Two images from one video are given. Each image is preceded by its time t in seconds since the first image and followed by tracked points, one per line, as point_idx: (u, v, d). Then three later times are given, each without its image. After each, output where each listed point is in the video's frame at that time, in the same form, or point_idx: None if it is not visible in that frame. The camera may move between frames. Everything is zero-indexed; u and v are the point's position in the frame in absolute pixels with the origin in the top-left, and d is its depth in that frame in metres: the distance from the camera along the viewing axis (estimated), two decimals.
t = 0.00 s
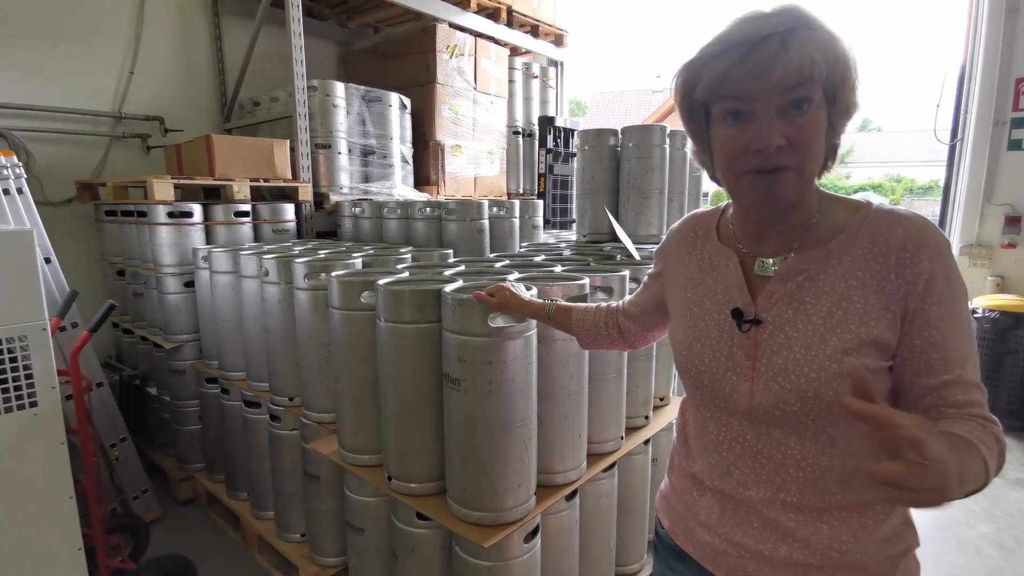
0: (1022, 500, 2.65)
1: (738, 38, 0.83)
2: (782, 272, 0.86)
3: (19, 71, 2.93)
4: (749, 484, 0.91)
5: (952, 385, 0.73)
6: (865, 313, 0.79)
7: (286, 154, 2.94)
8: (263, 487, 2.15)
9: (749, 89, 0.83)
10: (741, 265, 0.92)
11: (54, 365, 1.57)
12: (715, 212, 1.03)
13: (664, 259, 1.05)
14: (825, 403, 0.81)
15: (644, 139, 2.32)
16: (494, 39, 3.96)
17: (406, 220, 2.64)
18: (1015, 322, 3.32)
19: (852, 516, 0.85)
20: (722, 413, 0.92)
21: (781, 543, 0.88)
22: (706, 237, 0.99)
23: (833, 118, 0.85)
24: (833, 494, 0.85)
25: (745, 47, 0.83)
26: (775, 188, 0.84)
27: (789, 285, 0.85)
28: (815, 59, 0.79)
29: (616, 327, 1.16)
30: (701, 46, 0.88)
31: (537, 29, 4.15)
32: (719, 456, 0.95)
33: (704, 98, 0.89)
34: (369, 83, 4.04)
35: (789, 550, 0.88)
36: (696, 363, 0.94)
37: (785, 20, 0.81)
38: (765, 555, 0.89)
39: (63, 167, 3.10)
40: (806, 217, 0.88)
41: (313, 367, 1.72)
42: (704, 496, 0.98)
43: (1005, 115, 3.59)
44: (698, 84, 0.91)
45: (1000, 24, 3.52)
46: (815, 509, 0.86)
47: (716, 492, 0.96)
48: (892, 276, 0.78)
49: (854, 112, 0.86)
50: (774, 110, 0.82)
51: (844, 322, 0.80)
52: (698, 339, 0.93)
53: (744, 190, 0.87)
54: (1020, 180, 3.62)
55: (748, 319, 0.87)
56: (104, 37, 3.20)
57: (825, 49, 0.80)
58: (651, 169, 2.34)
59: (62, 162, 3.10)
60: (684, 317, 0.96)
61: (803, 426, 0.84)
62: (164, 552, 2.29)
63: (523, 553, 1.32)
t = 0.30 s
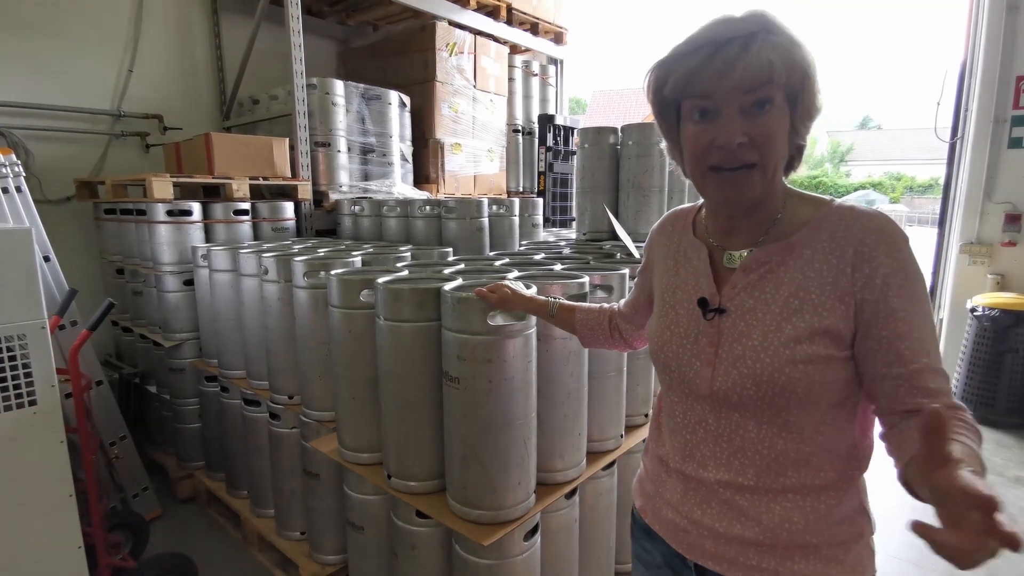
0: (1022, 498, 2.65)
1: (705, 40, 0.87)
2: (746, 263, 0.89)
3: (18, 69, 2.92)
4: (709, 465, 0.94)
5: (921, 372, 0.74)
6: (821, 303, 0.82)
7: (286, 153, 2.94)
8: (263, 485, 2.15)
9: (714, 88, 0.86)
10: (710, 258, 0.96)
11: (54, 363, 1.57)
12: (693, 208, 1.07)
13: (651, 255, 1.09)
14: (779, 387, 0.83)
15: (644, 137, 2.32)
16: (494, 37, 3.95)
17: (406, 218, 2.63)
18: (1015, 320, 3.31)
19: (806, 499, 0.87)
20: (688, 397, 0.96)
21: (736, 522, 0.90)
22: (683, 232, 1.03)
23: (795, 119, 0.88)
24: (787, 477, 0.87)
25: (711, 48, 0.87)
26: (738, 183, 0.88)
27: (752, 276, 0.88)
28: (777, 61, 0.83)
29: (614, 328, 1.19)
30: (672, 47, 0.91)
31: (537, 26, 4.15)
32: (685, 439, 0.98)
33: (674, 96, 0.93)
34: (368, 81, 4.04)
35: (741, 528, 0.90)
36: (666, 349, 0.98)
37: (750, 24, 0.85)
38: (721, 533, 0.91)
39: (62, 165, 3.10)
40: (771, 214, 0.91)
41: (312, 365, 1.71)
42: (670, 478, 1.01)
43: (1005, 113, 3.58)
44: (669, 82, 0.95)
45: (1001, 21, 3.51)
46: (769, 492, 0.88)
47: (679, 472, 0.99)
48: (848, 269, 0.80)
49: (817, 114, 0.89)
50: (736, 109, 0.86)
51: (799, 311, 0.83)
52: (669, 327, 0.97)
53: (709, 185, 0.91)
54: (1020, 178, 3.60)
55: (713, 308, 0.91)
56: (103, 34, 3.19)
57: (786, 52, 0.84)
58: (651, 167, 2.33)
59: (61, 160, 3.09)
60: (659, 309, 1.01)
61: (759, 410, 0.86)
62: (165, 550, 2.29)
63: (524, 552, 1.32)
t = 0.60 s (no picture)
0: (1022, 497, 2.65)
1: (685, 56, 0.88)
2: (730, 272, 0.89)
3: (16, 68, 2.91)
4: (690, 461, 0.93)
5: (888, 379, 0.76)
6: (800, 312, 0.82)
7: (285, 152, 2.94)
8: (262, 485, 2.15)
9: (695, 100, 0.87)
10: (696, 266, 0.97)
11: (52, 363, 1.56)
12: (681, 217, 1.07)
13: (641, 262, 1.09)
14: (759, 391, 0.83)
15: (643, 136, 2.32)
16: (494, 36, 3.95)
17: (406, 217, 2.63)
18: (1014, 320, 3.30)
19: (777, 495, 0.86)
20: (670, 398, 0.96)
21: (708, 514, 0.90)
22: (670, 241, 1.04)
23: (775, 132, 0.89)
24: (763, 476, 0.86)
25: (692, 64, 0.87)
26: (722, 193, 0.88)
27: (736, 283, 0.88)
28: (755, 76, 0.83)
29: (610, 335, 1.19)
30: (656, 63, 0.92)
31: (537, 25, 4.14)
32: (667, 439, 0.97)
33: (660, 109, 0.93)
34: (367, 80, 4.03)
35: (714, 521, 0.90)
36: (651, 352, 0.98)
37: (730, 41, 0.85)
38: (696, 527, 0.91)
39: (61, 164, 3.09)
40: (755, 224, 0.91)
41: (311, 365, 1.71)
42: (650, 472, 1.01)
43: (1004, 112, 3.57)
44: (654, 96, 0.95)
45: (1000, 20, 3.50)
46: (743, 490, 0.88)
47: (659, 465, 0.99)
48: (827, 281, 0.81)
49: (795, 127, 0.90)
50: (718, 121, 0.86)
51: (780, 319, 0.83)
52: (655, 332, 0.97)
53: (696, 193, 0.91)
54: (1020, 177, 3.59)
55: (698, 313, 0.91)
56: (102, 33, 3.19)
57: (764, 68, 0.84)
58: (651, 166, 2.33)
59: (60, 159, 3.09)
60: (646, 314, 1.01)
61: (739, 413, 0.86)
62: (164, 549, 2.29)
63: (524, 551, 1.32)
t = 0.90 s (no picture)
0: (1020, 497, 2.66)
1: (688, 50, 0.88)
2: (720, 270, 0.89)
3: (12, 68, 2.90)
4: (676, 456, 0.93)
5: (867, 380, 0.77)
6: (787, 312, 0.82)
7: (283, 152, 2.93)
8: (260, 485, 2.15)
9: (696, 94, 0.87)
10: (686, 263, 0.97)
11: (49, 364, 1.56)
12: (672, 213, 1.08)
13: (631, 259, 1.09)
14: (746, 388, 0.83)
15: (642, 137, 2.32)
16: (493, 36, 3.93)
17: (404, 218, 2.62)
18: (1011, 320, 3.31)
19: (761, 490, 0.86)
20: (659, 393, 0.95)
21: (695, 509, 0.90)
22: (661, 238, 1.04)
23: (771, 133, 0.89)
24: (748, 471, 0.86)
25: (695, 57, 0.88)
26: (716, 188, 0.88)
27: (725, 282, 0.88)
28: (756, 74, 0.84)
29: (607, 334, 1.18)
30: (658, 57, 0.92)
31: (535, 26, 4.14)
32: (654, 433, 0.97)
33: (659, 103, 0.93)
34: (366, 81, 4.03)
35: (701, 515, 0.90)
36: (640, 347, 0.97)
37: (732, 39, 0.86)
38: (682, 521, 0.91)
39: (57, 164, 3.08)
40: (744, 224, 0.92)
41: (308, 366, 1.71)
42: (639, 467, 1.01)
43: (1002, 112, 3.58)
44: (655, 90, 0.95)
45: (997, 21, 3.51)
46: (728, 484, 0.88)
47: (647, 459, 0.98)
48: (814, 283, 0.81)
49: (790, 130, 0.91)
50: (717, 115, 0.86)
51: (767, 319, 0.83)
52: (645, 327, 0.97)
53: (689, 188, 0.91)
54: (1018, 177, 3.59)
55: (687, 310, 0.91)
56: (100, 33, 3.18)
57: (766, 68, 0.85)
58: (649, 167, 2.33)
59: (57, 159, 3.08)
60: (636, 309, 1.01)
61: (725, 409, 0.86)
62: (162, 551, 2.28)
63: (522, 551, 1.32)
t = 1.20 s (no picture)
0: (1017, 496, 2.66)
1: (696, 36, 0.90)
2: (711, 260, 0.89)
3: (9, 68, 2.89)
4: (669, 448, 0.93)
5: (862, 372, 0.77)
6: (777, 302, 0.82)
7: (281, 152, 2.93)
8: (258, 486, 2.14)
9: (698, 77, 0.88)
10: (678, 254, 0.97)
11: (46, 365, 1.55)
12: (667, 208, 1.08)
13: (626, 254, 1.10)
14: (734, 376, 0.83)
15: (640, 137, 2.32)
16: (490, 36, 3.94)
17: (402, 218, 2.62)
18: (1008, 319, 3.32)
19: (754, 483, 0.86)
20: (650, 384, 0.96)
21: (691, 503, 0.90)
22: (654, 230, 1.04)
23: (771, 128, 0.89)
24: (740, 462, 0.87)
25: (701, 42, 0.89)
26: (713, 172, 0.88)
27: (715, 272, 0.88)
28: (758, 60, 0.85)
29: (606, 335, 1.17)
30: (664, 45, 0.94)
31: (533, 26, 4.13)
32: (648, 425, 0.97)
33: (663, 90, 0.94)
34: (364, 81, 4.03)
35: (698, 511, 0.89)
36: (632, 337, 0.98)
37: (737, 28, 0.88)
38: (679, 515, 0.91)
39: (54, 165, 3.08)
40: (738, 216, 0.92)
41: (307, 366, 1.71)
42: (637, 464, 1.01)
43: (999, 112, 3.58)
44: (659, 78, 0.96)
45: (995, 21, 3.51)
46: (720, 476, 0.88)
47: (644, 455, 0.99)
48: (805, 273, 0.81)
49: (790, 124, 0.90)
50: (718, 99, 0.86)
51: (757, 308, 0.83)
52: (636, 317, 0.97)
53: (686, 172, 0.90)
54: (1015, 177, 3.60)
55: (677, 300, 0.92)
56: (97, 33, 3.17)
57: (769, 57, 0.86)
58: (647, 167, 2.33)
59: (54, 160, 3.07)
60: (630, 300, 1.01)
61: (715, 398, 0.87)
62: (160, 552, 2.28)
63: (521, 551, 1.32)
